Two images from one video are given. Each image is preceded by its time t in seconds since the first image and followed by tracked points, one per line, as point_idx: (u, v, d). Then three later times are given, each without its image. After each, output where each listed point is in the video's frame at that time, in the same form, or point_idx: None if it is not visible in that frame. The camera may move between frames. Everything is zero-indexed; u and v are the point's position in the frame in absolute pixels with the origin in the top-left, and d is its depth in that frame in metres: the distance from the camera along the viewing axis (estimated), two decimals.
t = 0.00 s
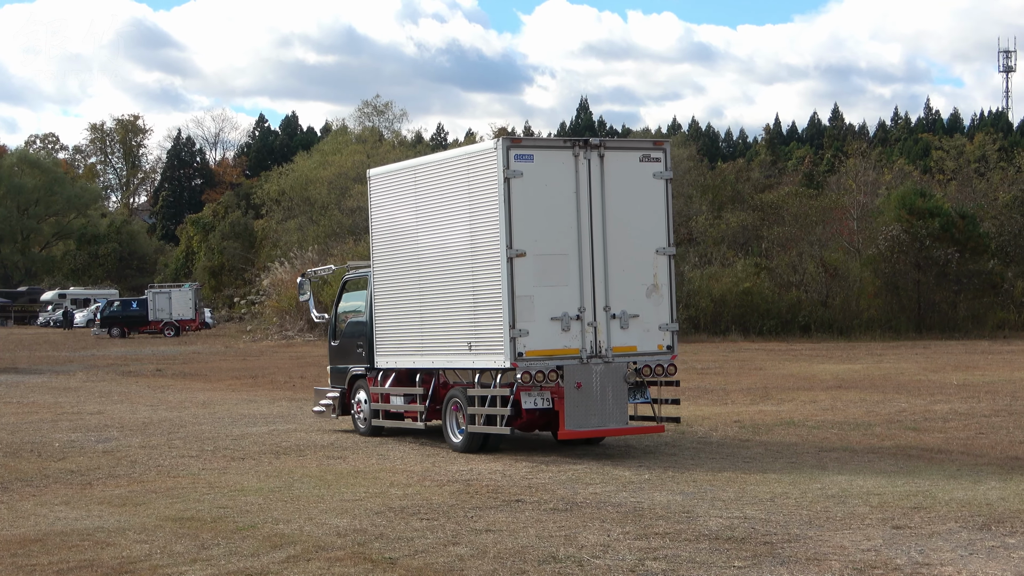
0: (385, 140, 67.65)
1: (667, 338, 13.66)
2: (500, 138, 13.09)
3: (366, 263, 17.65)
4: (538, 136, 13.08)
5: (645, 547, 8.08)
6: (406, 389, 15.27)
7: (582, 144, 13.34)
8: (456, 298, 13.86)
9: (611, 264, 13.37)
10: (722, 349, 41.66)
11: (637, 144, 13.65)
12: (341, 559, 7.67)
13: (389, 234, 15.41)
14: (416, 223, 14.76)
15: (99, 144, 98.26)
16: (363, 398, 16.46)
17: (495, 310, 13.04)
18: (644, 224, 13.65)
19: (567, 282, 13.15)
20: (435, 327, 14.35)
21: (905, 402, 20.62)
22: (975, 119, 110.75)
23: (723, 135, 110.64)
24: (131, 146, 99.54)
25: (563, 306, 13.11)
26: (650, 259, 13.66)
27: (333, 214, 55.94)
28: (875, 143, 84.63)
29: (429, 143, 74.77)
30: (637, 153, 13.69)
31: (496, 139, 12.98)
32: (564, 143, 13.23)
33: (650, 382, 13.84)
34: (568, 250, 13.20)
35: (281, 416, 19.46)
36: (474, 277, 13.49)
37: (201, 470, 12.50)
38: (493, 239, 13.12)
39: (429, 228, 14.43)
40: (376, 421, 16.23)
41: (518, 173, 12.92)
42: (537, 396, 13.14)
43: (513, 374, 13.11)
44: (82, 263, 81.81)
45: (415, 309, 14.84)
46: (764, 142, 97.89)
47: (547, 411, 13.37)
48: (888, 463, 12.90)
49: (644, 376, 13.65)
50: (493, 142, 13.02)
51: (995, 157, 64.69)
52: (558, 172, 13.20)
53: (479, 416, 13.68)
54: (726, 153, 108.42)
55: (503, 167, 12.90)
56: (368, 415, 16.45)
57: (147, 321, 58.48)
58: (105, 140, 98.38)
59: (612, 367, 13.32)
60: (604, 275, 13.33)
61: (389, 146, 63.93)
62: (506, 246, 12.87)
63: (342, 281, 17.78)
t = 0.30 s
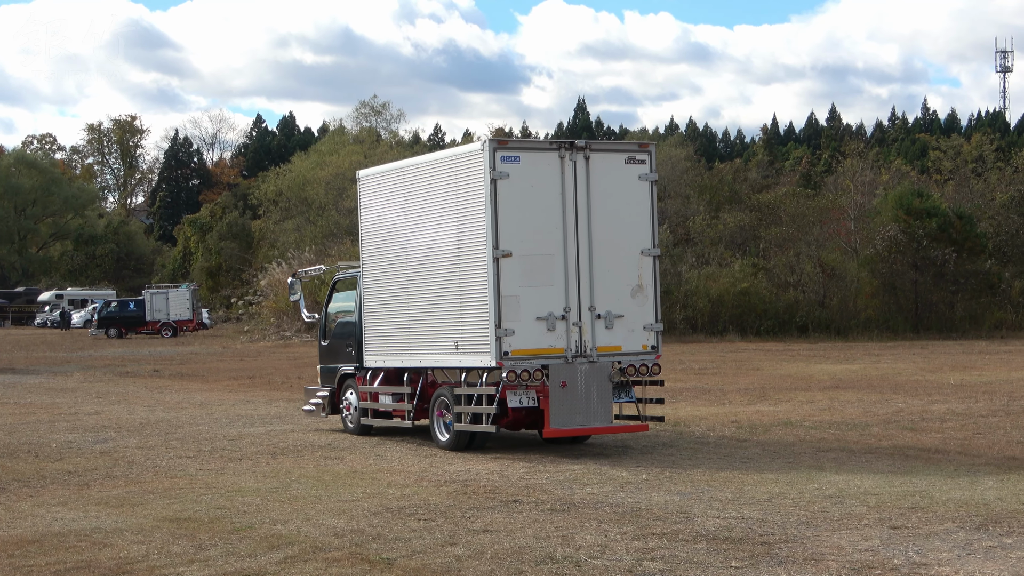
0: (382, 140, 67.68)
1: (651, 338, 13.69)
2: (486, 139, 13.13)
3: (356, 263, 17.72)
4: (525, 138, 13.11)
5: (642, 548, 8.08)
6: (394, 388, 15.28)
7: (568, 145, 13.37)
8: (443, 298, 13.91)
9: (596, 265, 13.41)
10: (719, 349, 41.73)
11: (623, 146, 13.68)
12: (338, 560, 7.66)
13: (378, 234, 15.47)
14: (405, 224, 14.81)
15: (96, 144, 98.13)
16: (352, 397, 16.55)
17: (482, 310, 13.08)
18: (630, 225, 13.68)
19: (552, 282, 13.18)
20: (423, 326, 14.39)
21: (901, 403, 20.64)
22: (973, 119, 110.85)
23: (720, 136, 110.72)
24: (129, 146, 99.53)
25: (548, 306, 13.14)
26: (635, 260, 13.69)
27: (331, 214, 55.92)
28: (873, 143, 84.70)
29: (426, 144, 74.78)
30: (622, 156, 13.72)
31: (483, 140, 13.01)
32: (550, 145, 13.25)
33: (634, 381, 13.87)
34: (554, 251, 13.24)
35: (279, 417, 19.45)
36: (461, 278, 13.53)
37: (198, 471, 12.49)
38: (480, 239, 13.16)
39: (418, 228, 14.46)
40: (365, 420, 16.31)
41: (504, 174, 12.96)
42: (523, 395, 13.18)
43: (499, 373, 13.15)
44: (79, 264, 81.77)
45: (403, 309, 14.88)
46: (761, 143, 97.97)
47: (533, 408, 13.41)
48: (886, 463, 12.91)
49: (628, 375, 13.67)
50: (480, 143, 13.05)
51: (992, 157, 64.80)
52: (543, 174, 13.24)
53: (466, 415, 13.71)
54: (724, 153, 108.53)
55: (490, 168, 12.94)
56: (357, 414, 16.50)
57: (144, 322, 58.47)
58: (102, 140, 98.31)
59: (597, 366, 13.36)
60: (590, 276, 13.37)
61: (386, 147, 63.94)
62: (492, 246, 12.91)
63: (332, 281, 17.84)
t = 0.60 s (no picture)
0: (379, 141, 67.68)
1: (634, 338, 13.91)
2: (471, 141, 13.35)
3: (344, 265, 17.91)
4: (509, 140, 13.34)
5: (639, 548, 8.08)
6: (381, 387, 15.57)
7: (552, 148, 13.58)
8: (430, 298, 14.15)
9: (579, 265, 13.64)
10: (716, 350, 41.76)
11: (606, 149, 13.89)
12: (335, 560, 7.66)
13: (367, 235, 15.70)
14: (392, 225, 15.05)
15: (93, 145, 97.83)
16: (340, 396, 16.76)
17: (466, 309, 13.33)
18: (612, 227, 13.89)
19: (536, 282, 13.42)
20: (410, 325, 14.63)
21: (898, 403, 20.67)
22: (969, 120, 111.03)
23: (717, 136, 110.79)
24: (126, 146, 99.40)
25: (532, 306, 13.38)
26: (618, 261, 13.91)
27: (327, 215, 55.88)
28: (870, 144, 84.80)
29: (423, 144, 74.80)
30: (606, 158, 13.93)
31: (467, 143, 13.24)
32: (534, 147, 13.47)
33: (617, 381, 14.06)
34: (538, 251, 13.46)
35: (276, 417, 19.45)
36: (447, 278, 13.77)
37: (195, 471, 12.46)
38: (465, 240, 13.40)
39: (405, 228, 14.69)
40: (352, 419, 16.54)
41: (489, 176, 13.18)
42: (506, 393, 13.43)
43: (483, 371, 13.37)
44: (76, 264, 81.67)
45: (391, 308, 15.12)
46: (758, 143, 98.03)
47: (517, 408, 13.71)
48: (883, 463, 12.92)
49: (611, 374, 13.86)
50: (465, 146, 13.27)
51: (989, 158, 64.91)
52: (528, 176, 13.46)
53: (451, 412, 14.01)
54: (721, 153, 108.60)
55: (475, 170, 13.17)
56: (346, 412, 16.68)
57: (141, 322, 58.42)
58: (99, 141, 98.13)
59: (580, 366, 13.58)
60: (573, 276, 13.59)
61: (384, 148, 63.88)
62: (476, 246, 13.15)
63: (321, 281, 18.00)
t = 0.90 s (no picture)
0: (376, 141, 67.74)
1: (613, 337, 14.02)
2: (453, 143, 13.49)
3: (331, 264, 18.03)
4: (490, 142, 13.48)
5: (637, 547, 8.09)
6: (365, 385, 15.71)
7: (532, 151, 13.70)
8: (413, 298, 14.29)
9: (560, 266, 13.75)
10: (713, 349, 41.78)
11: (586, 152, 13.99)
12: (333, 560, 7.66)
13: (352, 236, 15.83)
14: (376, 225, 15.18)
15: (89, 146, 97.75)
16: (325, 394, 16.93)
17: (448, 309, 13.48)
18: (593, 228, 13.99)
19: (517, 283, 13.54)
20: (393, 325, 14.78)
21: (895, 402, 20.69)
22: (966, 119, 111.32)
23: (713, 136, 110.95)
24: (122, 147, 99.28)
25: (513, 306, 13.51)
26: (598, 262, 14.01)
27: (324, 215, 55.88)
28: (866, 143, 84.97)
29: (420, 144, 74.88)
30: (586, 161, 14.02)
31: (449, 145, 13.38)
32: (515, 150, 13.59)
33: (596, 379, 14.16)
34: (518, 252, 13.59)
35: (272, 417, 19.44)
36: (429, 278, 13.91)
37: (192, 472, 12.46)
38: (446, 241, 13.55)
39: (389, 230, 14.83)
40: (338, 417, 16.73)
41: (470, 178, 13.32)
42: (487, 391, 13.57)
43: (464, 370, 13.55)
44: (73, 265, 81.65)
45: (375, 308, 15.25)
46: (754, 143, 98.22)
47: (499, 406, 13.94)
48: (880, 463, 12.93)
49: (589, 373, 13.97)
50: (446, 148, 13.41)
51: (985, 157, 65.08)
52: (508, 178, 13.57)
53: (433, 410, 14.19)
54: (717, 153, 108.80)
55: (456, 172, 13.30)
56: (331, 411, 16.80)
57: (138, 322, 58.42)
58: (96, 141, 98.04)
59: (559, 365, 13.70)
60: (553, 276, 13.71)
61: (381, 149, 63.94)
62: (458, 246, 13.29)
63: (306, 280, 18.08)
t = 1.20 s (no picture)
0: (370, 140, 67.76)
1: (585, 335, 14.34)
2: (427, 146, 13.82)
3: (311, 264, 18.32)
4: (462, 145, 13.82)
5: (629, 546, 8.10)
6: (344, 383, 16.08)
7: (504, 152, 14.03)
8: (388, 297, 14.60)
9: (532, 265, 14.08)
10: (707, 348, 41.78)
11: (557, 153, 14.32)
12: (325, 559, 7.65)
13: (329, 238, 16.11)
14: (352, 226, 15.48)
15: (83, 144, 97.78)
16: (305, 392, 17.26)
17: (422, 308, 13.80)
18: (564, 228, 14.32)
19: (489, 282, 13.87)
20: (370, 324, 15.07)
21: (888, 401, 20.71)
22: (959, 119, 111.52)
23: (707, 135, 111.09)
24: (116, 146, 99.03)
25: (485, 305, 13.84)
26: (570, 261, 14.35)
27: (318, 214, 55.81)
28: (860, 142, 85.08)
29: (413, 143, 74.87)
30: (558, 162, 14.35)
31: (422, 148, 13.72)
32: (487, 152, 13.92)
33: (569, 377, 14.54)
34: (491, 252, 13.92)
35: (265, 417, 19.41)
36: (403, 279, 14.24)
37: (184, 471, 12.44)
38: (420, 241, 13.88)
39: (365, 231, 15.13)
40: (317, 414, 17.06)
41: (443, 179, 13.66)
42: (461, 388, 13.89)
43: (438, 367, 13.89)
44: (66, 264, 81.45)
45: (352, 308, 15.53)
46: (748, 142, 98.33)
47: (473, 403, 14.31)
48: (873, 462, 12.94)
49: (562, 370, 14.29)
50: (420, 150, 13.74)
51: (979, 156, 65.24)
52: (481, 180, 13.92)
53: (408, 407, 14.52)
54: (711, 152, 108.93)
55: (429, 174, 13.63)
56: (311, 408, 17.13)
57: (131, 321, 58.29)
58: (89, 140, 97.73)
59: (533, 362, 13.99)
60: (525, 275, 14.04)
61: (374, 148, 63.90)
62: (431, 247, 13.62)
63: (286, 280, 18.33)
